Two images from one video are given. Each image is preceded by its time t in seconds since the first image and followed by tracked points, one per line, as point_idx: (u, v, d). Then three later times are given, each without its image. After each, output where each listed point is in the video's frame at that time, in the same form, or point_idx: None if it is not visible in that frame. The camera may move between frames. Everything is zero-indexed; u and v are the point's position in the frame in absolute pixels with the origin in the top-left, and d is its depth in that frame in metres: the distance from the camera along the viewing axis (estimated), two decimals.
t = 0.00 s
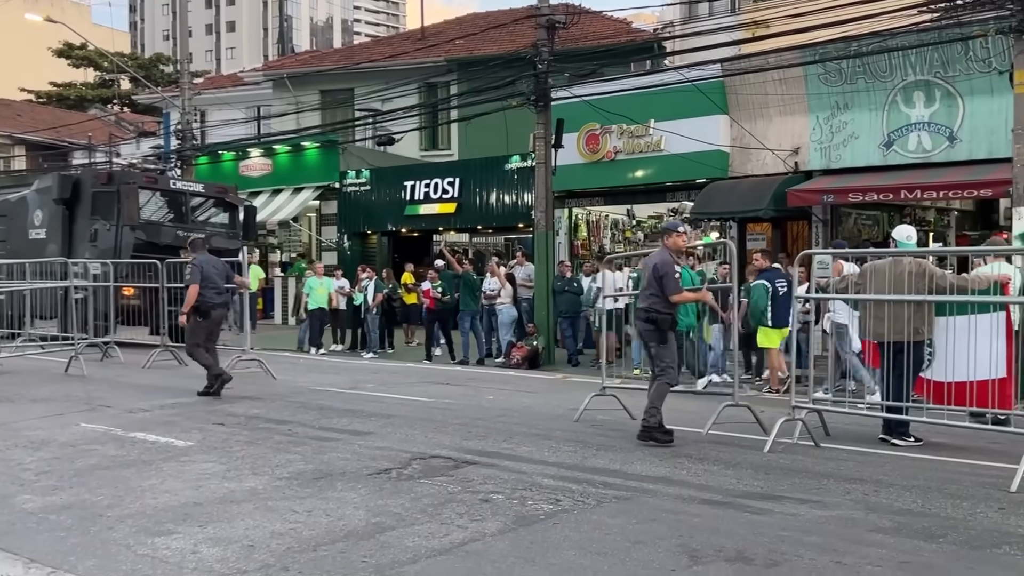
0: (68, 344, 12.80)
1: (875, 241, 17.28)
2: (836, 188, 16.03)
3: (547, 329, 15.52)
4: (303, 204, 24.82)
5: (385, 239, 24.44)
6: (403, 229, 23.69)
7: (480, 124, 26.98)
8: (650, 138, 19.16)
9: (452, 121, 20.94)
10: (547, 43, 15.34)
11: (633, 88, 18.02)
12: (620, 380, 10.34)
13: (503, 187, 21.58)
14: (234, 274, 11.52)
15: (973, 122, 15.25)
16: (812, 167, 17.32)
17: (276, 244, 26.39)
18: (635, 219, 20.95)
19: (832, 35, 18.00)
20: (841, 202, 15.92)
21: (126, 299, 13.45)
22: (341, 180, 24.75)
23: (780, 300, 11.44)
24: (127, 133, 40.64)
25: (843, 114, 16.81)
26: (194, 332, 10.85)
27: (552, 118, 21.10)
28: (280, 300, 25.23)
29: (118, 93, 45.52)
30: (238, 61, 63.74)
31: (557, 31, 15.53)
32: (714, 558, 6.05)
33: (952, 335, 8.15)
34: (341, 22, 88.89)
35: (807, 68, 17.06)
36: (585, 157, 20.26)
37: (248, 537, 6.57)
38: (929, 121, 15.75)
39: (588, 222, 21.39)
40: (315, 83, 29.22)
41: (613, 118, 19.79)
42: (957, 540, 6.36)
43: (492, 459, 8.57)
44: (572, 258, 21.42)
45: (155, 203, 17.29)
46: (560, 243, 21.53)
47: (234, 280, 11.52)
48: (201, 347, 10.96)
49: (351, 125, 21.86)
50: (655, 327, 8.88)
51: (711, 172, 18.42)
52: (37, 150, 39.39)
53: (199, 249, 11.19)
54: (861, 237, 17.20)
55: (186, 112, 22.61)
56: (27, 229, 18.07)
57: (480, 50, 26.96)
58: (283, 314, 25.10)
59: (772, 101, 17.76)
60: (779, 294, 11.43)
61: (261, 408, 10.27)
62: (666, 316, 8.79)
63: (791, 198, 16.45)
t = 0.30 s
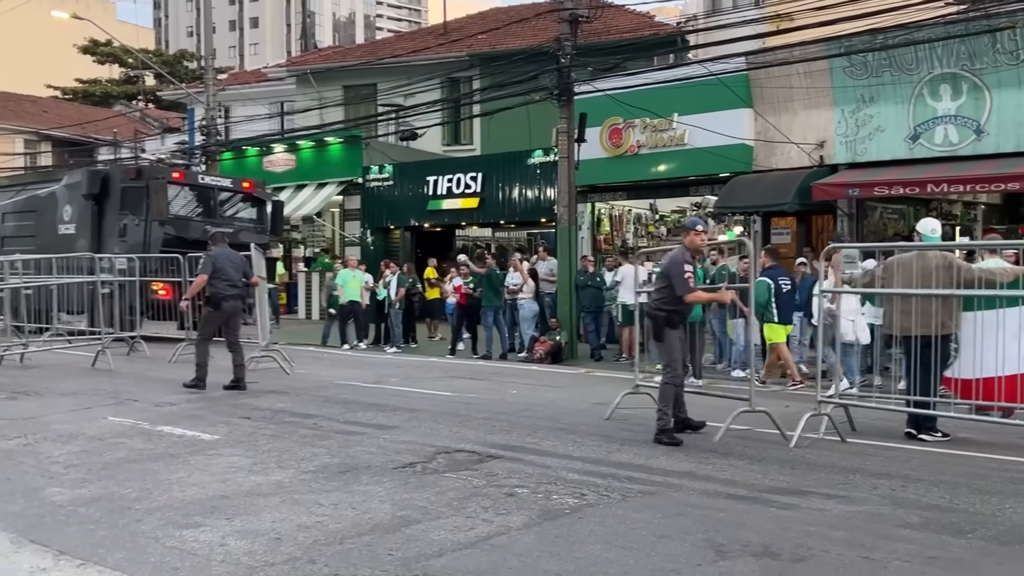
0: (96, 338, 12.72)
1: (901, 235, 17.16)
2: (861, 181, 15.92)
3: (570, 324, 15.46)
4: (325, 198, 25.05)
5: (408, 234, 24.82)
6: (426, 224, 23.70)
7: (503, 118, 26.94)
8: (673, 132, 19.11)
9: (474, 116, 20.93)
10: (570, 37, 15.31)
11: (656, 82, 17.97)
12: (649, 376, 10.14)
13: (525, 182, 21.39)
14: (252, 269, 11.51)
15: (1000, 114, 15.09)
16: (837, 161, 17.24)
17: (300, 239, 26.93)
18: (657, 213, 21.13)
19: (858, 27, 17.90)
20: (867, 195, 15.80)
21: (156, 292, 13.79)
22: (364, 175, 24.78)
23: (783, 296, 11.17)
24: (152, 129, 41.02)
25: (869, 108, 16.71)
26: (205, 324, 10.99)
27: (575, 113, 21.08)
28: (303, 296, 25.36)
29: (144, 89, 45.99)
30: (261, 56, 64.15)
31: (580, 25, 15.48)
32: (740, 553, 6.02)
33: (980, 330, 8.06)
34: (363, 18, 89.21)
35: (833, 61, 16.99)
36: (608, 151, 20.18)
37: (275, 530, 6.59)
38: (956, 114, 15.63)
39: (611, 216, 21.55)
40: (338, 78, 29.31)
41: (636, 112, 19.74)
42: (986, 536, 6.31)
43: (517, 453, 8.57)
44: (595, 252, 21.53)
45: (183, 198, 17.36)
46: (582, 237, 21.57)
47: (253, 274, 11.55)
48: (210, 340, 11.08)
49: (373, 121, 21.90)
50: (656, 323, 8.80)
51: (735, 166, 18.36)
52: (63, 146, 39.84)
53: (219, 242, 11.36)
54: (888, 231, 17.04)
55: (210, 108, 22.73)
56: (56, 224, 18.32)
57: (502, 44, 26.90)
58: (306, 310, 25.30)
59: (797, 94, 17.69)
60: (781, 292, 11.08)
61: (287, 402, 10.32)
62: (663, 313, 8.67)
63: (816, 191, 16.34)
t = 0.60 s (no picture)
0: (123, 334, 12.76)
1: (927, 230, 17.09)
2: (888, 175, 15.82)
3: (593, 319, 15.48)
4: (349, 194, 25.23)
5: (431, 229, 24.69)
6: (449, 220, 23.72)
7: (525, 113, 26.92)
8: (697, 126, 19.06)
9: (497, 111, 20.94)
10: (593, 32, 15.28)
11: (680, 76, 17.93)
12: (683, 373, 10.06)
13: (548, 177, 21.36)
14: (264, 264, 11.48)
15: None
16: (863, 155, 17.12)
17: (324, 235, 27.39)
18: (681, 208, 20.48)
19: (885, 20, 17.80)
20: (894, 189, 15.70)
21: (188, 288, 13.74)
22: (388, 171, 24.90)
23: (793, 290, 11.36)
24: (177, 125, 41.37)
25: (895, 101, 16.59)
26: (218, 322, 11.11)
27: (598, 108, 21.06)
28: (326, 291, 25.40)
29: (168, 86, 46.44)
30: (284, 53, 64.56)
31: (604, 19, 15.45)
32: (768, 548, 5.97)
33: (1010, 322, 8.00)
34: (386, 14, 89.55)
35: (859, 54, 16.88)
36: (632, 146, 20.17)
37: (302, 524, 6.61)
38: (984, 107, 15.47)
39: (634, 211, 21.31)
40: (361, 74, 29.42)
41: (661, 106, 19.71)
42: (1016, 532, 6.25)
43: (542, 449, 8.56)
44: (618, 247, 21.52)
45: (213, 194, 17.33)
46: (605, 232, 21.65)
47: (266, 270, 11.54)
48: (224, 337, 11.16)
49: (396, 116, 21.92)
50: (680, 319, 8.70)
51: (760, 160, 18.29)
52: (89, 143, 40.24)
53: (230, 240, 11.43)
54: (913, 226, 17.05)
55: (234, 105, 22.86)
56: (86, 220, 18.50)
57: (525, 40, 26.85)
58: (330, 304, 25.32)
59: (822, 88, 17.59)
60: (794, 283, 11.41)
61: (312, 397, 10.35)
62: (686, 310, 8.56)
63: (842, 185, 16.25)
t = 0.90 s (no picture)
0: (144, 331, 12.92)
1: (949, 226, 16.95)
2: (909, 170, 15.73)
3: (611, 316, 15.48)
4: (366, 190, 25.34)
5: (449, 226, 24.72)
6: (467, 216, 23.74)
7: (542, 110, 26.89)
8: (716, 122, 18.99)
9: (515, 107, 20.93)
10: (612, 27, 15.24)
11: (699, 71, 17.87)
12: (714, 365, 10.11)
13: (566, 173, 21.33)
14: (270, 259, 11.49)
15: None
16: (883, 150, 17.01)
17: (343, 231, 27.32)
18: (699, 203, 20.63)
19: (906, 15, 17.67)
20: (914, 185, 15.61)
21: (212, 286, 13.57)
22: (406, 167, 24.91)
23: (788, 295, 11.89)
24: (195, 123, 41.59)
25: (916, 96, 16.50)
26: (226, 318, 11.20)
27: (616, 104, 21.03)
28: (345, 287, 25.50)
29: (187, 84, 46.71)
30: (302, 51, 64.82)
31: (623, 14, 15.41)
32: (790, 545, 5.94)
33: None
34: (403, 11, 89.76)
35: (879, 49, 16.80)
36: (650, 141, 20.12)
37: (323, 520, 6.61)
38: (1005, 102, 15.33)
39: (653, 207, 21.30)
40: (379, 71, 29.49)
41: (679, 101, 19.65)
42: None
43: (561, 445, 8.54)
44: (636, 243, 21.42)
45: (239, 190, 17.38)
46: (623, 228, 21.54)
47: (273, 265, 11.55)
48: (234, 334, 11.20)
49: (414, 113, 21.93)
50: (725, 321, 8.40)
51: (780, 156, 18.19)
52: (108, 140, 40.54)
53: (236, 236, 11.48)
54: (935, 221, 16.85)
55: (252, 102, 22.94)
56: (111, 217, 18.61)
57: (543, 35, 26.80)
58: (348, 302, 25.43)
59: (842, 82, 17.51)
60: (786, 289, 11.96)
61: (331, 393, 10.37)
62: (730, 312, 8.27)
63: (862, 181, 16.20)
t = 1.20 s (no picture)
0: (155, 329, 12.85)
1: (960, 222, 16.91)
2: (920, 167, 15.66)
3: (621, 314, 15.46)
4: (378, 187, 25.23)
5: (459, 223, 24.73)
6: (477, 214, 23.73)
7: (552, 107, 26.88)
8: (727, 118, 18.93)
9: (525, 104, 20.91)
10: (622, 25, 15.20)
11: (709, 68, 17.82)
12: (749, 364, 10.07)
13: (576, 170, 21.31)
14: (280, 259, 11.47)
15: None
16: (895, 147, 16.95)
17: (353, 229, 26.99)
18: (711, 201, 20.73)
19: (918, 11, 17.59)
20: (925, 181, 15.55)
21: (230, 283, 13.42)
22: (416, 165, 24.83)
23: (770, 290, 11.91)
24: (206, 121, 41.72)
25: (927, 92, 16.43)
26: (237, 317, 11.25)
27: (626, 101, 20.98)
28: (356, 285, 25.59)
29: (198, 82, 46.84)
30: (313, 48, 64.97)
31: (632, 12, 15.37)
32: (800, 544, 5.92)
33: None
34: (413, 8, 89.85)
35: (890, 45, 16.73)
36: (660, 139, 20.07)
37: (333, 518, 6.62)
38: (1017, 98, 15.23)
39: (663, 204, 21.24)
40: (389, 69, 29.53)
41: (689, 98, 19.60)
42: None
43: (571, 443, 8.54)
44: (647, 240, 21.15)
45: (257, 188, 17.40)
46: (634, 225, 21.25)
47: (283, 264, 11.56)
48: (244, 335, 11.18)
49: (424, 110, 21.93)
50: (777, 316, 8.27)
51: (791, 153, 18.13)
52: (120, 138, 40.71)
53: (250, 237, 11.51)
54: (947, 218, 16.78)
55: (263, 100, 22.99)
56: (127, 215, 18.65)
57: (553, 33, 26.76)
58: (359, 300, 25.54)
59: (853, 79, 17.44)
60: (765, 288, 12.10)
61: (342, 391, 10.38)
62: (787, 307, 8.12)
63: (873, 177, 16.14)
